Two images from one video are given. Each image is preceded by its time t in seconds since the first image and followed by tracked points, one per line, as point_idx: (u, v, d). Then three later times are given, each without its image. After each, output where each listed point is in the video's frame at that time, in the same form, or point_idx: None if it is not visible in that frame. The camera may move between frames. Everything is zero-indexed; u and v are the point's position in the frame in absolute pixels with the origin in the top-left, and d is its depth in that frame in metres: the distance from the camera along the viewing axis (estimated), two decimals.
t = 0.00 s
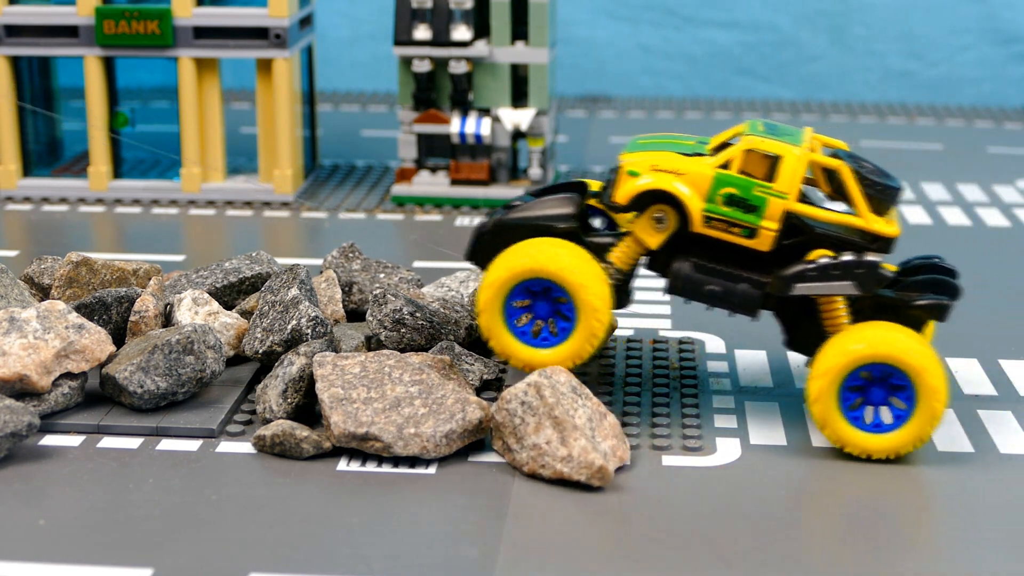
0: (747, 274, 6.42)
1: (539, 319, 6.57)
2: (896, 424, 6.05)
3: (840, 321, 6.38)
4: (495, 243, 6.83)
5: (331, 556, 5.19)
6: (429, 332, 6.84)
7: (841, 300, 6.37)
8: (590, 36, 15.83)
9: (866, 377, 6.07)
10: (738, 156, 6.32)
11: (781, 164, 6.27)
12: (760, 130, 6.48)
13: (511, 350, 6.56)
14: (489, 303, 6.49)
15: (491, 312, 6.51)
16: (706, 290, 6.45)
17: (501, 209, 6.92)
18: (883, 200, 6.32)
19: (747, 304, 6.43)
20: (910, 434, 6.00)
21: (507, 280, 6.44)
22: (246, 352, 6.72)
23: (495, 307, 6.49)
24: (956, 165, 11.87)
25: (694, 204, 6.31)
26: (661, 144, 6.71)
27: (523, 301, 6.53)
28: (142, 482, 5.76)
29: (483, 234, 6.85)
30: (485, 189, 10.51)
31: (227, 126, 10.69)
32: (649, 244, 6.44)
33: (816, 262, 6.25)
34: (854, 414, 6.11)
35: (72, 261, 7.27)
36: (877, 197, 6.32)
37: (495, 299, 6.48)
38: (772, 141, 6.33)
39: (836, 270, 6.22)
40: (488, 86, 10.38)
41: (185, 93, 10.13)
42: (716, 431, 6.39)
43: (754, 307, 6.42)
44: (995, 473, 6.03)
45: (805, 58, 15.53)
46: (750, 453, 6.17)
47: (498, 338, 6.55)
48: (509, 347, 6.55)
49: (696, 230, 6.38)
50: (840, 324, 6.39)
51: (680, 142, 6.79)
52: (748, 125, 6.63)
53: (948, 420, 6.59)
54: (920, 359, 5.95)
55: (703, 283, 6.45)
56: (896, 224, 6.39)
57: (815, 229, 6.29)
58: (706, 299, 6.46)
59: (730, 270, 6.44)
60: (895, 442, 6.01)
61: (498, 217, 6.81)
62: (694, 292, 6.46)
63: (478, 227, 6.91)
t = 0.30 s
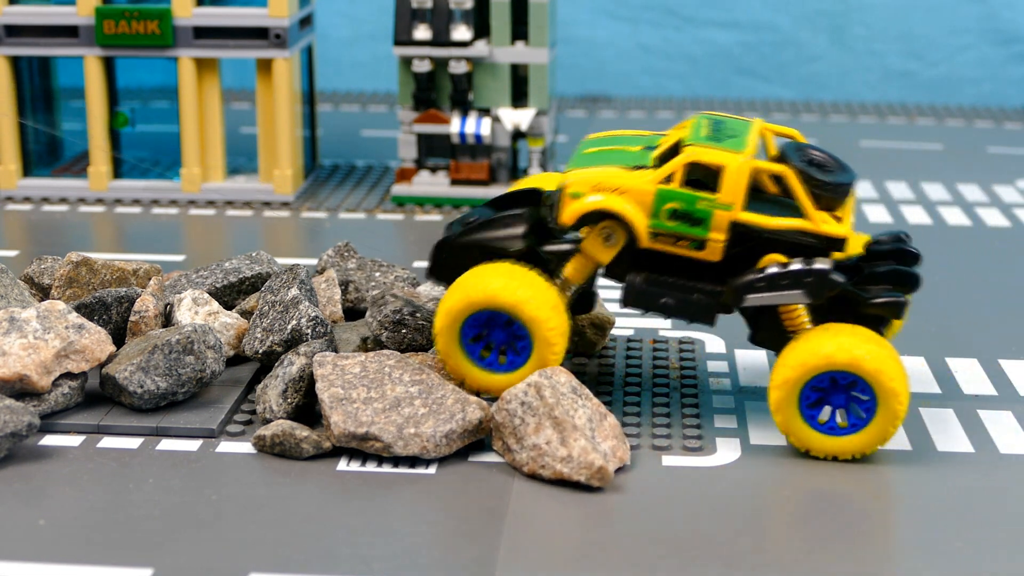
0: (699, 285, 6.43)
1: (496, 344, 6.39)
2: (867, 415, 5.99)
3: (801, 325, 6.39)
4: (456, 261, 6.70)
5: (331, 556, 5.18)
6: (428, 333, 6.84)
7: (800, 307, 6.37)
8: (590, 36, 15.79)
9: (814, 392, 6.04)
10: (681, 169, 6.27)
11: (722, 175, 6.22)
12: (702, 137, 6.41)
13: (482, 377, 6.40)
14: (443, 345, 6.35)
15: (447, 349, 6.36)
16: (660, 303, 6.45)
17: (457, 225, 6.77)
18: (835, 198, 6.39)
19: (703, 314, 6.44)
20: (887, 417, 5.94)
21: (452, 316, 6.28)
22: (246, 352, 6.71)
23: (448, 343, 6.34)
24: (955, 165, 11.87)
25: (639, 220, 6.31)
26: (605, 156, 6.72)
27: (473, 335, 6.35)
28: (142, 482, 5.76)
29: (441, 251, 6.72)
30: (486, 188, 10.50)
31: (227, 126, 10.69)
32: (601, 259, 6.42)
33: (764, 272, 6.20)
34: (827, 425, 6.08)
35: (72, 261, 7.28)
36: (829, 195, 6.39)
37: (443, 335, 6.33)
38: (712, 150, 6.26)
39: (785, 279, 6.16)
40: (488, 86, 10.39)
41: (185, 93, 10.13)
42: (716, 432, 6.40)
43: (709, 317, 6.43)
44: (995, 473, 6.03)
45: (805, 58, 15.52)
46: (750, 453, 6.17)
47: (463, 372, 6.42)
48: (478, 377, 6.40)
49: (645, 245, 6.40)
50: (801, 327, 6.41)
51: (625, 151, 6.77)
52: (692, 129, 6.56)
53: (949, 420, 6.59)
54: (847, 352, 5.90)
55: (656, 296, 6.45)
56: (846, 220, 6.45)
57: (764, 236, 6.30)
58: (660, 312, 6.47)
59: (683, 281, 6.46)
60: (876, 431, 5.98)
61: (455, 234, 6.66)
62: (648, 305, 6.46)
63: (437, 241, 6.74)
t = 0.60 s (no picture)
0: (687, 285, 6.49)
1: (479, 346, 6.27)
2: (859, 409, 6.00)
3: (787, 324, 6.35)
4: (434, 263, 6.65)
5: (331, 556, 5.19)
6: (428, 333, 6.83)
7: (787, 305, 6.31)
8: (590, 36, 15.78)
9: (801, 394, 6.05)
10: (670, 169, 6.25)
11: (712, 175, 6.22)
12: (689, 137, 6.40)
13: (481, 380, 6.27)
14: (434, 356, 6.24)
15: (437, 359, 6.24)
16: (647, 303, 6.50)
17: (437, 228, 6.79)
18: (822, 197, 6.32)
19: (690, 313, 6.48)
20: (880, 409, 5.95)
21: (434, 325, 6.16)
22: (246, 352, 6.71)
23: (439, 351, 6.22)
24: (955, 165, 11.87)
25: (628, 221, 6.30)
26: (590, 155, 6.61)
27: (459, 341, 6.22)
28: (142, 482, 5.76)
29: (419, 254, 6.67)
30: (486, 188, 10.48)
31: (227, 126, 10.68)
32: (588, 260, 6.46)
33: (755, 272, 6.20)
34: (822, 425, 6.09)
35: (72, 260, 7.28)
36: (815, 195, 6.33)
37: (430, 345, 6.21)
38: (702, 150, 6.26)
39: (776, 278, 6.15)
40: (488, 86, 10.39)
41: (185, 93, 10.15)
42: (716, 432, 6.40)
43: (697, 317, 6.49)
44: (994, 473, 6.03)
45: (805, 58, 15.52)
46: (750, 453, 6.18)
47: (457, 381, 6.28)
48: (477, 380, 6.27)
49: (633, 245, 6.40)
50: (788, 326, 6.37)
51: (609, 149, 6.68)
52: (677, 129, 6.55)
53: (949, 420, 6.59)
54: (829, 351, 5.90)
55: (644, 296, 6.50)
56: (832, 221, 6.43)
57: (754, 236, 6.30)
58: (647, 311, 6.52)
59: (670, 281, 6.51)
60: (869, 425, 5.99)
61: (434, 236, 6.64)
62: (636, 304, 6.50)
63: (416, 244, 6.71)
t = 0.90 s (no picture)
0: (669, 279, 6.48)
1: (465, 336, 6.25)
2: (837, 395, 5.98)
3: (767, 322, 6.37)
4: (417, 248, 6.68)
5: (331, 556, 5.19)
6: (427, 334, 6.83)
7: (768, 304, 6.34)
8: (590, 36, 15.71)
9: (778, 400, 6.05)
10: (656, 162, 6.26)
11: (699, 170, 6.23)
12: (677, 131, 6.41)
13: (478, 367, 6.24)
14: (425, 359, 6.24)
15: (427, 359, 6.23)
16: (630, 297, 6.47)
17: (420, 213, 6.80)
18: (807, 195, 6.38)
19: (672, 308, 6.45)
20: (857, 391, 5.91)
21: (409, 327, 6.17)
22: (246, 352, 6.71)
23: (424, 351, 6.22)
24: (955, 165, 11.87)
25: (613, 212, 6.29)
26: (577, 146, 6.61)
27: (443, 335, 6.22)
28: (142, 482, 5.76)
29: (402, 238, 6.69)
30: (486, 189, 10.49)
31: (227, 126, 10.67)
32: (571, 251, 6.47)
33: (739, 268, 6.20)
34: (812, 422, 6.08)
35: (71, 260, 7.27)
36: (800, 193, 6.38)
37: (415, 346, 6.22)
38: (689, 145, 6.26)
39: (759, 275, 6.16)
40: (488, 86, 10.40)
41: (185, 95, 10.15)
42: (716, 432, 6.40)
43: (678, 312, 6.46)
44: (994, 473, 6.03)
45: (805, 58, 15.51)
46: (750, 453, 6.18)
47: (454, 376, 6.25)
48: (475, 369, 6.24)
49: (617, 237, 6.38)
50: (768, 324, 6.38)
51: (597, 141, 6.66)
52: (665, 123, 6.57)
53: (949, 420, 6.59)
54: (782, 351, 5.93)
55: (627, 289, 6.47)
56: (817, 219, 6.48)
57: (739, 234, 6.31)
58: (629, 305, 6.49)
59: (652, 274, 6.50)
60: (852, 411, 5.96)
61: (418, 222, 6.66)
62: (618, 297, 6.48)
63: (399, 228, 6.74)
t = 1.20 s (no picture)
0: (620, 270, 6.46)
1: (421, 319, 6.23)
2: (769, 369, 6.00)
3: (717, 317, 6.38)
4: (371, 230, 6.59)
5: (331, 556, 5.19)
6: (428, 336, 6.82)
7: (717, 299, 6.37)
8: (590, 36, 15.70)
9: (732, 412, 6.11)
10: (614, 153, 6.28)
11: (655, 162, 6.24)
12: (636, 124, 6.43)
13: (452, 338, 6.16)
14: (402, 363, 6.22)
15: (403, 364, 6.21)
16: (581, 287, 6.45)
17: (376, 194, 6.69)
18: (761, 194, 6.36)
19: (620, 300, 6.45)
20: (779, 354, 5.94)
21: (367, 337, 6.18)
22: (246, 352, 6.71)
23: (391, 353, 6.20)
24: (956, 165, 11.87)
25: (568, 200, 6.27)
26: (536, 135, 6.63)
27: (400, 329, 6.21)
28: (142, 482, 5.76)
29: (356, 220, 6.61)
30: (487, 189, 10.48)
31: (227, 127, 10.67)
32: (525, 238, 6.39)
33: (690, 263, 6.28)
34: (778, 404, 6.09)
35: (72, 261, 7.27)
36: (755, 191, 6.36)
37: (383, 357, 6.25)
38: (648, 138, 6.27)
39: (710, 270, 6.26)
40: (488, 86, 10.41)
41: (185, 93, 10.16)
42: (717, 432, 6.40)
43: (628, 304, 6.46)
44: (994, 472, 6.03)
45: (805, 58, 15.50)
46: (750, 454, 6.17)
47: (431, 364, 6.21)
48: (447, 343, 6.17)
49: (571, 226, 6.37)
50: (717, 320, 6.40)
51: (555, 132, 6.71)
52: (625, 116, 6.57)
53: (950, 420, 6.59)
54: (694, 375, 6.02)
55: (577, 279, 6.45)
56: (770, 218, 6.46)
57: (692, 228, 6.31)
58: (580, 295, 6.47)
59: (604, 265, 6.47)
60: (795, 386, 5.98)
61: (373, 204, 6.57)
62: (569, 287, 6.46)
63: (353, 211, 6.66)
